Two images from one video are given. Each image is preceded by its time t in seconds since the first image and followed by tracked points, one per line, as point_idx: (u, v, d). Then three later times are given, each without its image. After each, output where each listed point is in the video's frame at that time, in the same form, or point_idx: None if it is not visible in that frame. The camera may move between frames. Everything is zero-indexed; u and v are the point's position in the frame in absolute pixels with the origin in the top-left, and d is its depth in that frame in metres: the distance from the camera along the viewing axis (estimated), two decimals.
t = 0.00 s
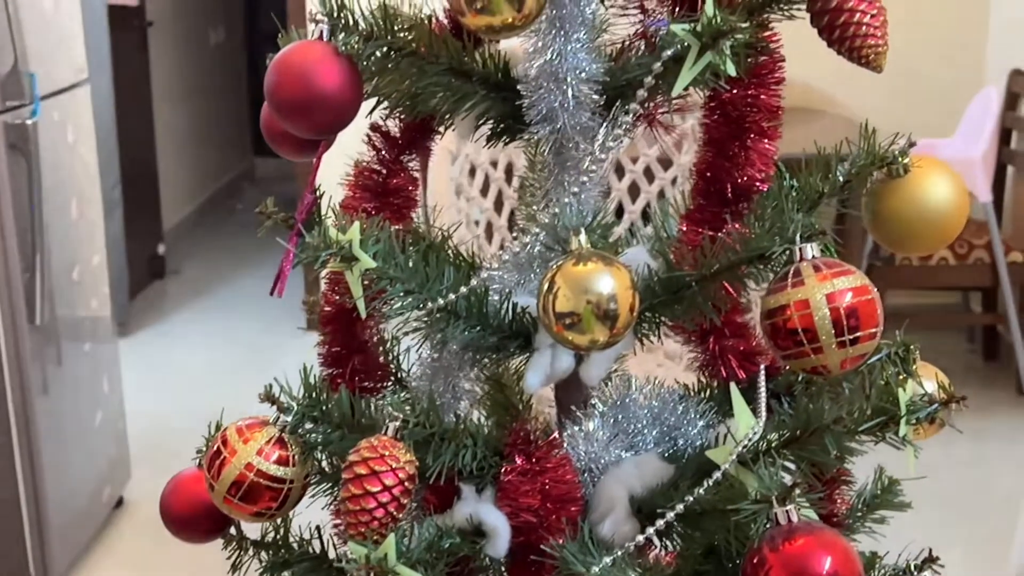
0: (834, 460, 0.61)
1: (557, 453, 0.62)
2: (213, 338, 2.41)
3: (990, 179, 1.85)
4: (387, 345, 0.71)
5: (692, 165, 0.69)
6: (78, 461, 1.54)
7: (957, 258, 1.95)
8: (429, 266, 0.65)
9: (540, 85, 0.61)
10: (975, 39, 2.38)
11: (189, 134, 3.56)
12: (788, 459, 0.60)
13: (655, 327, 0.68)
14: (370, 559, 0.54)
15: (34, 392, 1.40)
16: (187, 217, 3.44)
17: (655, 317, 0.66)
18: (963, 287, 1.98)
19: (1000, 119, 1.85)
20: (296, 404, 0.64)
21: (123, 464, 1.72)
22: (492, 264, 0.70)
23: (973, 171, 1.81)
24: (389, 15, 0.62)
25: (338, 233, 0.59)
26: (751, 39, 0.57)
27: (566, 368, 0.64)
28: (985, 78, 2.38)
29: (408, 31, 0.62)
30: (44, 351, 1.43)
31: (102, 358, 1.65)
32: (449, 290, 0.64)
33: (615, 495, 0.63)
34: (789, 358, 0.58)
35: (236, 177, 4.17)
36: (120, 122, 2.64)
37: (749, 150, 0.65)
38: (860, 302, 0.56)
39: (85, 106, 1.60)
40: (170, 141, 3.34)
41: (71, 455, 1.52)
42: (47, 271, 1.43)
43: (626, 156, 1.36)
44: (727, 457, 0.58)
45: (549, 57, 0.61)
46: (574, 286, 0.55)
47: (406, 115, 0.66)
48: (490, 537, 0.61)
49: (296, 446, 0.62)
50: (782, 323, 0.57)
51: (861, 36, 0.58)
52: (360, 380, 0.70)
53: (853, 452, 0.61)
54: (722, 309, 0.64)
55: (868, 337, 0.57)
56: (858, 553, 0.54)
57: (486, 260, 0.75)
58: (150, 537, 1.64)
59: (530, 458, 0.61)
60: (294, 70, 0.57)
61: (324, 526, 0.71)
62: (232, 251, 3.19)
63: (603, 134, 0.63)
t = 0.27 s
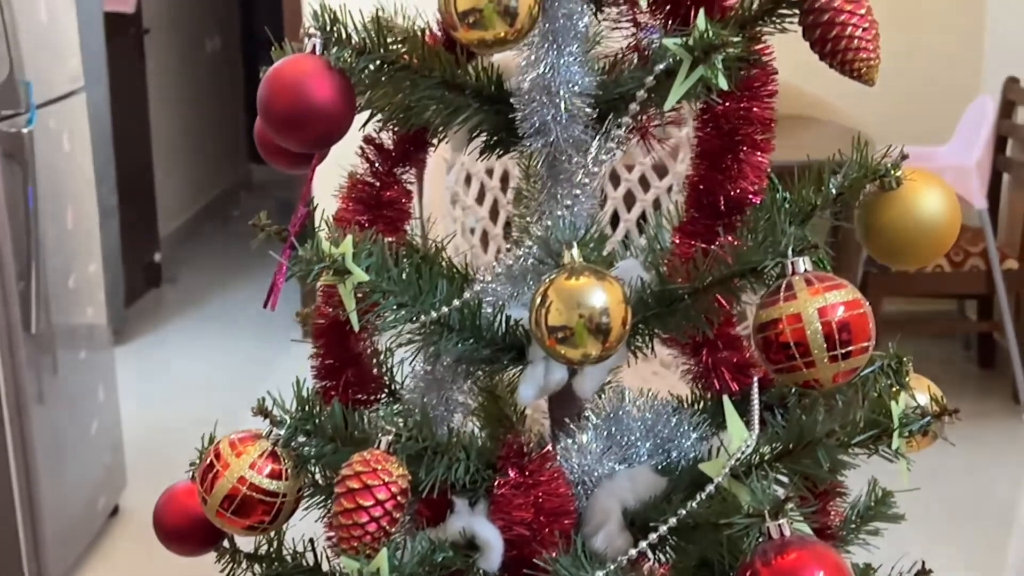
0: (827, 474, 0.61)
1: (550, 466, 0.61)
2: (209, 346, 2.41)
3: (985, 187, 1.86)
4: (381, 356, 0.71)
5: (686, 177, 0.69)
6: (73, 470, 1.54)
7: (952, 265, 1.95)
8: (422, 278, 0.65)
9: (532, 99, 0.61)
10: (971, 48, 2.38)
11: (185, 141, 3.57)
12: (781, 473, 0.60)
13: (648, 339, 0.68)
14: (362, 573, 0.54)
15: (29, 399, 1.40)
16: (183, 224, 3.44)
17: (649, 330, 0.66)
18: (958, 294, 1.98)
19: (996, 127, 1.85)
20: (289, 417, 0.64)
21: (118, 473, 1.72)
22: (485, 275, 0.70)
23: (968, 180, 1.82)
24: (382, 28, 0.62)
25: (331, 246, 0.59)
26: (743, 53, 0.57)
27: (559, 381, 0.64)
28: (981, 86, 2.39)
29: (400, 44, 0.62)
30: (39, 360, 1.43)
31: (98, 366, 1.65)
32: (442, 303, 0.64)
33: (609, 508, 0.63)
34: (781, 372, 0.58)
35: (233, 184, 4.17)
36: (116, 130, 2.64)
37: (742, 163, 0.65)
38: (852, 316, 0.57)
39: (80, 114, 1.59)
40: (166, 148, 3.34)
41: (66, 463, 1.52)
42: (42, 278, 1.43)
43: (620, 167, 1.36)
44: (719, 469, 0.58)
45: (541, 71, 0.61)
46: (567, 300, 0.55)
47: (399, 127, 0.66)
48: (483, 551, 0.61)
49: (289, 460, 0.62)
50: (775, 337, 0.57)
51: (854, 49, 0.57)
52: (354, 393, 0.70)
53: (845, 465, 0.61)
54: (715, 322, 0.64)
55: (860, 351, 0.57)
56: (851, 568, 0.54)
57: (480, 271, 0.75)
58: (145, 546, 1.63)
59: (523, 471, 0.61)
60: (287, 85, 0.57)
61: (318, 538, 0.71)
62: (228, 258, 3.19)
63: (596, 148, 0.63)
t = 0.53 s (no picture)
0: (821, 488, 0.61)
1: (544, 480, 0.61)
2: (206, 354, 2.41)
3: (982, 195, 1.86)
4: (375, 369, 0.71)
5: (680, 191, 0.69)
6: (69, 478, 1.54)
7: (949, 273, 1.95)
8: (416, 292, 0.64)
9: (526, 113, 0.61)
10: (967, 56, 2.39)
11: (183, 147, 3.57)
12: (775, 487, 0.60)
13: (643, 352, 0.68)
14: None
15: (26, 408, 1.39)
16: (180, 231, 3.44)
17: (643, 343, 0.66)
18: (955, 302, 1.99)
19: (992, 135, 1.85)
20: (283, 431, 0.64)
21: (114, 481, 1.71)
22: (478, 287, 0.70)
23: (963, 189, 1.82)
24: (376, 43, 0.62)
25: (325, 261, 0.59)
26: (736, 68, 0.57)
27: (553, 395, 0.64)
28: (977, 95, 2.39)
29: (395, 58, 0.62)
30: (36, 369, 1.43)
31: (94, 374, 1.65)
32: (436, 317, 0.63)
33: (603, 521, 0.63)
34: (774, 386, 0.58)
35: (230, 191, 4.17)
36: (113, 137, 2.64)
37: (736, 176, 0.65)
38: (846, 330, 0.57)
39: (77, 122, 1.60)
40: (163, 154, 3.34)
41: (63, 472, 1.52)
42: (39, 286, 1.43)
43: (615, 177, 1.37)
44: (714, 483, 0.58)
45: (535, 86, 0.61)
46: (560, 315, 0.55)
47: (394, 141, 0.66)
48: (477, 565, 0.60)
49: (283, 474, 0.62)
50: (768, 352, 0.57)
51: (846, 63, 0.57)
52: (348, 406, 0.70)
53: (840, 480, 0.61)
54: (709, 335, 0.64)
55: (853, 365, 0.57)
56: None
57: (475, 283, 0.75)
58: (141, 555, 1.63)
59: (518, 485, 0.61)
60: (281, 100, 0.57)
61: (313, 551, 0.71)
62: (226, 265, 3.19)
63: (591, 161, 0.63)
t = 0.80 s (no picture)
0: (817, 502, 0.61)
1: (540, 494, 0.61)
2: (203, 362, 2.41)
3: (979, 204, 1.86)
4: (371, 382, 0.71)
5: (675, 204, 0.69)
6: (65, 488, 1.53)
7: (947, 282, 1.95)
8: (412, 306, 0.65)
9: (521, 127, 0.61)
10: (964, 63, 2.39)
11: (181, 155, 3.57)
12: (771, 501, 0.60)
13: (639, 365, 0.68)
14: None
15: (23, 418, 1.39)
16: (178, 239, 3.44)
17: (639, 356, 0.66)
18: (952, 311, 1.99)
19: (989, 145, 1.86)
20: (280, 445, 0.64)
21: (111, 491, 1.71)
22: (474, 299, 0.70)
23: (961, 198, 1.83)
24: (372, 57, 0.63)
25: (321, 275, 0.58)
26: (731, 83, 0.57)
27: (549, 408, 0.64)
28: (974, 104, 2.40)
29: (390, 72, 0.63)
30: (33, 379, 1.43)
31: (91, 384, 1.65)
32: (432, 330, 0.63)
33: (598, 534, 0.63)
34: (769, 400, 0.58)
35: (228, 199, 4.18)
36: (111, 145, 2.64)
37: (732, 190, 0.65)
38: (841, 344, 0.57)
39: (75, 132, 1.60)
40: (161, 162, 3.34)
41: (59, 482, 1.52)
42: (36, 297, 1.43)
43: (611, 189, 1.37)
44: (710, 497, 0.58)
45: (530, 100, 0.61)
46: (556, 329, 0.55)
47: (390, 155, 0.66)
48: None
49: (278, 487, 0.62)
50: (764, 366, 0.57)
51: (841, 78, 0.58)
52: (345, 419, 0.70)
53: (836, 493, 0.61)
54: (704, 348, 0.65)
55: (848, 380, 0.57)
56: None
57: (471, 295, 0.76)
58: (138, 565, 1.62)
59: (513, 499, 0.61)
60: (276, 115, 0.57)
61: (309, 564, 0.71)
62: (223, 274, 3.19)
63: (585, 174, 0.63)
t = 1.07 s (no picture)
0: (815, 516, 0.60)
1: (537, 508, 0.61)
2: (201, 371, 2.40)
3: (977, 213, 1.86)
4: (369, 394, 0.72)
5: (673, 217, 0.69)
6: (63, 497, 1.53)
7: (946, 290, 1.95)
8: (409, 319, 0.64)
9: (518, 141, 0.61)
10: (962, 71, 2.40)
11: (179, 163, 3.57)
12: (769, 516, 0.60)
13: (637, 378, 0.67)
14: None
15: (20, 427, 1.39)
16: (177, 247, 3.44)
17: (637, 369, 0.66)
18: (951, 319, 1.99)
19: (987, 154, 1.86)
20: (276, 459, 0.64)
21: (109, 500, 1.71)
22: (472, 313, 0.69)
23: (959, 207, 1.82)
24: (369, 71, 0.63)
25: (318, 288, 0.58)
26: (729, 97, 0.57)
27: (547, 422, 0.64)
28: (972, 114, 2.40)
29: (389, 83, 0.63)
30: (31, 387, 1.42)
31: (89, 393, 1.65)
32: (429, 344, 0.63)
33: (596, 549, 0.63)
34: (767, 415, 0.58)
35: (227, 208, 4.18)
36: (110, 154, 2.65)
37: (729, 204, 0.66)
38: (838, 359, 0.57)
39: (74, 141, 1.60)
40: (160, 170, 3.35)
41: (57, 491, 1.51)
42: (35, 306, 1.43)
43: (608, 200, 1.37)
44: (707, 511, 0.57)
45: (527, 114, 0.61)
46: (553, 344, 0.54)
47: (387, 169, 0.66)
48: None
49: (275, 501, 0.62)
50: (761, 381, 0.57)
51: (838, 91, 0.58)
52: (342, 432, 0.70)
53: (833, 508, 0.61)
54: (702, 362, 0.64)
55: (846, 395, 0.57)
56: None
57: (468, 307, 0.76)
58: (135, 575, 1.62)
59: (511, 513, 0.61)
60: (274, 129, 0.58)
61: None
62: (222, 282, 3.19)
63: (583, 190, 0.64)
